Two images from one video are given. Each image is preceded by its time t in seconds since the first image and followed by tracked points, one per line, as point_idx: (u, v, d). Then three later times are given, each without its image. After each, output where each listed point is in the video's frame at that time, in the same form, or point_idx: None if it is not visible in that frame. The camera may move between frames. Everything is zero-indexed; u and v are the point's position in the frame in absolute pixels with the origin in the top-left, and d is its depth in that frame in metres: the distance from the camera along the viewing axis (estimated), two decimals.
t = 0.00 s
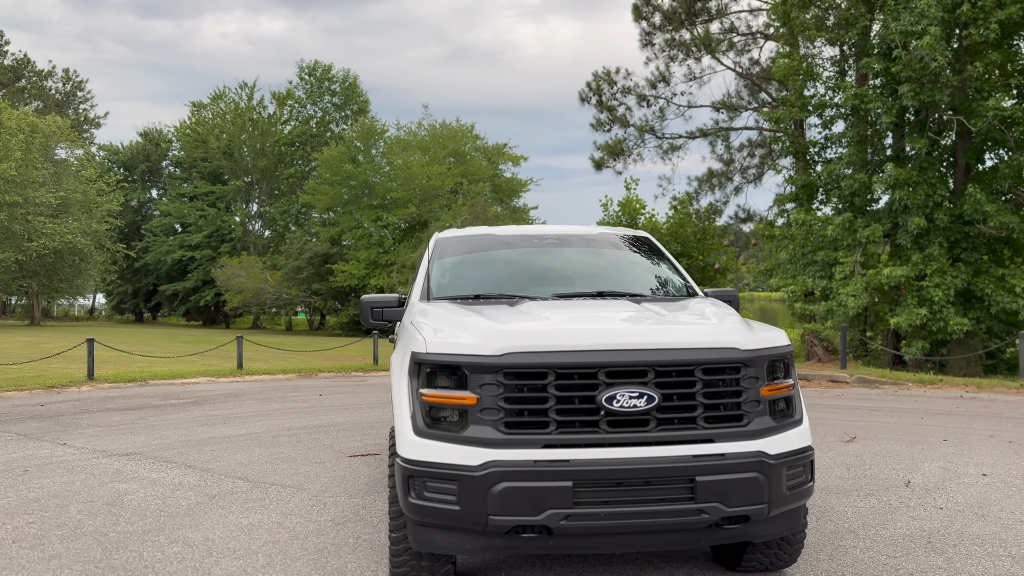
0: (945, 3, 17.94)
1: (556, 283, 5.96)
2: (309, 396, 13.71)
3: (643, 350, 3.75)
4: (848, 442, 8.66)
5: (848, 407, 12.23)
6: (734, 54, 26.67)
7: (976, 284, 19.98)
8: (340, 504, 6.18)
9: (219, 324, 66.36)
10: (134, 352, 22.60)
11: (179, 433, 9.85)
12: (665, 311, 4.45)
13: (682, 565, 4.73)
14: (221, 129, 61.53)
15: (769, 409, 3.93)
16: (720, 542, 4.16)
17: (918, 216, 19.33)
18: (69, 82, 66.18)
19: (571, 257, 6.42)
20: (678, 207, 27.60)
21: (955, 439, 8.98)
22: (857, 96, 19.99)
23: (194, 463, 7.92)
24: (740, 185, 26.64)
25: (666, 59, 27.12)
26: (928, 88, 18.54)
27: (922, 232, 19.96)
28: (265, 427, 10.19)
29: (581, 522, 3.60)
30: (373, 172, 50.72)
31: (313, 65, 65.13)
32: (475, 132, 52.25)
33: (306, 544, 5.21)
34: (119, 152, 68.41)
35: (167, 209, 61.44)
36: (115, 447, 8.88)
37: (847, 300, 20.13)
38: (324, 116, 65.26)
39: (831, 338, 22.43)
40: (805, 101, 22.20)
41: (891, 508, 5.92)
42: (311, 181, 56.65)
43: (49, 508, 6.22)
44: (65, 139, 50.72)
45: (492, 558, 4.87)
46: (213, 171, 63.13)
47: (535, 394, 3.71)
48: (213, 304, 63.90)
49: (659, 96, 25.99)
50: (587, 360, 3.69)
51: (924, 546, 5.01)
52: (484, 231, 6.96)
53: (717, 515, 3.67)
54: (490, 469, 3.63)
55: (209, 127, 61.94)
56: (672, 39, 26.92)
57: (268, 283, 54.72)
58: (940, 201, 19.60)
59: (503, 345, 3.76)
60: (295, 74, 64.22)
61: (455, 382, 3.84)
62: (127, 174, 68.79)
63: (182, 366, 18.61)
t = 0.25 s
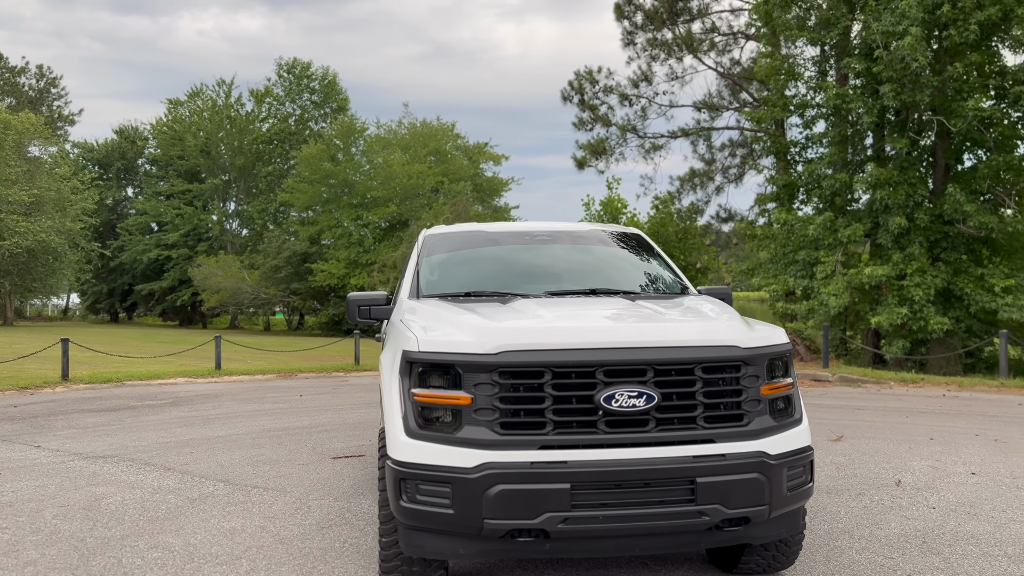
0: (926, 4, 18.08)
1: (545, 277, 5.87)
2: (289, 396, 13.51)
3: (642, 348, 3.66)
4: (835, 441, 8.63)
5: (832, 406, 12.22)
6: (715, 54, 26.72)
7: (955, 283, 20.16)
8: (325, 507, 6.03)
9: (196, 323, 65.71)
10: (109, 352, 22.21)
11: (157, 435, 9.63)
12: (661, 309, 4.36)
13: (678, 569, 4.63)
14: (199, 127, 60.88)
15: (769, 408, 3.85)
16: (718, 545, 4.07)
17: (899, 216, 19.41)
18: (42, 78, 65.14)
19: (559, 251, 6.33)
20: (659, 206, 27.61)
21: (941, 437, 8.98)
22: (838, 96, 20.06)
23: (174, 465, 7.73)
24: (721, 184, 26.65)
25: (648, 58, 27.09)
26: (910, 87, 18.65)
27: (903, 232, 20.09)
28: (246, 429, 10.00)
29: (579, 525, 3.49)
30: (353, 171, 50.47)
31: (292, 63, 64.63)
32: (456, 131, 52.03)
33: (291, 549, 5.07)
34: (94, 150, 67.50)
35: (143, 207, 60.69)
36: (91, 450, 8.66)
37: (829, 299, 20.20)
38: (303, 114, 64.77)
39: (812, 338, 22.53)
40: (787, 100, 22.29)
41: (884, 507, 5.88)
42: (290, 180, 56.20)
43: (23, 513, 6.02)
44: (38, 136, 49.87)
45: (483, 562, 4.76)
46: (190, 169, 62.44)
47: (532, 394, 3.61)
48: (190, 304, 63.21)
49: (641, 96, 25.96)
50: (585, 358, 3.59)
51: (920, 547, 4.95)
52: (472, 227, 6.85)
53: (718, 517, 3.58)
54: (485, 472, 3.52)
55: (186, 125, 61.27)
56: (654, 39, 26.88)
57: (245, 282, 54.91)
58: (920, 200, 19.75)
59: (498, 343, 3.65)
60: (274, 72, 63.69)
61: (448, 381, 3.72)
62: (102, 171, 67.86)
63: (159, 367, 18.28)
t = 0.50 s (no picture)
0: (904, 7, 18.22)
1: (532, 278, 5.78)
2: (269, 398, 13.32)
3: (644, 353, 3.56)
4: (822, 443, 8.62)
5: (814, 406, 12.25)
6: (694, 54, 26.80)
7: (933, 284, 20.36)
8: (311, 514, 5.90)
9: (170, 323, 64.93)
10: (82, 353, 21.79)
11: (134, 438, 9.42)
12: (659, 310, 4.28)
13: None
14: (173, 124, 60.15)
15: (771, 414, 3.77)
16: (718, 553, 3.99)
17: (878, 216, 19.53)
18: (12, 74, 63.97)
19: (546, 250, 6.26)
20: (638, 206, 27.65)
21: (926, 438, 9.00)
22: (818, 97, 20.16)
23: (153, 471, 7.54)
24: (700, 184, 26.66)
25: (628, 58, 27.10)
26: (888, 88, 18.77)
27: (881, 232, 20.25)
28: (226, 432, 9.81)
29: (580, 536, 3.40)
30: (330, 169, 50.17)
31: (268, 60, 64.07)
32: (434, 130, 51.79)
33: (278, 558, 4.93)
34: (66, 147, 66.42)
35: (116, 205, 59.84)
36: (66, 454, 8.43)
37: (808, 299, 20.29)
38: (279, 112, 64.23)
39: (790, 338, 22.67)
40: (766, 101, 22.39)
41: (876, 511, 5.85)
42: (266, 178, 55.70)
43: None
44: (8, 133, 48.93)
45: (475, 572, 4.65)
46: (164, 167, 61.66)
47: (531, 400, 3.51)
48: (163, 304, 62.43)
49: (621, 95, 25.96)
50: (586, 364, 3.49)
51: (916, 551, 4.93)
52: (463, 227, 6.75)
53: (722, 527, 3.50)
54: (484, 481, 3.42)
55: (160, 122, 60.50)
56: (634, 39, 26.87)
57: (221, 281, 54.46)
58: (898, 201, 19.92)
59: (497, 348, 3.54)
60: (250, 69, 63.08)
61: (446, 388, 3.61)
62: (74, 169, 66.81)
63: (133, 368, 17.96)
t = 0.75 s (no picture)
0: (887, 8, 18.34)
1: (523, 274, 5.74)
2: (253, 399, 13.19)
3: (649, 352, 3.53)
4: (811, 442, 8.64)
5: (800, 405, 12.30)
6: (677, 55, 26.88)
7: (914, 283, 20.55)
8: (302, 516, 5.82)
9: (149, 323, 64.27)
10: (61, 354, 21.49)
11: (117, 440, 9.28)
12: (659, 308, 4.26)
13: None
14: (152, 122, 59.56)
15: (775, 413, 3.76)
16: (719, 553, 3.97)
17: (860, 216, 19.66)
18: None
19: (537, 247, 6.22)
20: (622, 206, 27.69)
21: (914, 437, 9.05)
22: (801, 98, 20.25)
23: (138, 472, 7.42)
24: (683, 185, 26.70)
25: (611, 58, 27.11)
26: (871, 89, 18.91)
27: (863, 232, 20.40)
28: (211, 433, 9.69)
29: (586, 537, 3.35)
30: (311, 167, 49.90)
31: (248, 57, 63.63)
32: (416, 129, 51.63)
33: (271, 560, 4.86)
34: (42, 145, 65.54)
35: (94, 204, 59.14)
36: (47, 456, 8.28)
37: (791, 299, 20.39)
38: (259, 110, 63.77)
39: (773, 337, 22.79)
40: (750, 102, 22.49)
41: (870, 509, 5.86)
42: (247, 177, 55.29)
43: None
44: None
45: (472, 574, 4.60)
46: (143, 165, 61.03)
47: (535, 400, 3.46)
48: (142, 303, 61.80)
49: (605, 96, 25.97)
50: (590, 362, 3.45)
51: (912, 549, 4.94)
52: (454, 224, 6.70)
53: (727, 527, 3.47)
54: (487, 482, 3.37)
55: (138, 120, 59.89)
56: (618, 39, 26.89)
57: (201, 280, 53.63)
58: (880, 201, 20.08)
59: (500, 347, 3.49)
60: (230, 66, 62.60)
61: (448, 388, 3.56)
62: (51, 167, 65.97)
63: (114, 368, 17.73)
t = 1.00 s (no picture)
0: (869, 10, 18.49)
1: (519, 269, 5.68)
2: (240, 399, 13.07)
3: (663, 349, 3.53)
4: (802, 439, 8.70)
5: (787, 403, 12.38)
6: (660, 56, 26.99)
7: (895, 283, 20.78)
8: (300, 517, 5.78)
9: (127, 324, 63.56)
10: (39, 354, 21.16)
11: (104, 440, 9.16)
12: (668, 305, 4.26)
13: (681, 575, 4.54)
14: (130, 120, 58.98)
15: (785, 410, 3.77)
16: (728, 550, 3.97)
17: (841, 217, 19.81)
18: None
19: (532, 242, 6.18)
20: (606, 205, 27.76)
21: (902, 434, 9.14)
22: (783, 99, 20.35)
23: (129, 473, 7.32)
24: (666, 185, 26.77)
25: (595, 58, 27.16)
26: (853, 91, 19.08)
27: (845, 232, 20.60)
28: (200, 433, 9.59)
29: (601, 534, 3.35)
30: (292, 166, 49.67)
31: (228, 56, 63.14)
32: (398, 128, 51.62)
33: (272, 561, 4.81)
34: (17, 143, 64.61)
35: (70, 203, 58.39)
36: (33, 458, 8.14)
37: (773, 298, 20.45)
38: (239, 108, 63.28)
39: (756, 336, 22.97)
40: (733, 102, 22.60)
41: (867, 506, 5.92)
42: (227, 175, 54.84)
43: None
44: None
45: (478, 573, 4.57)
46: (120, 164, 60.35)
47: (549, 397, 3.45)
48: (119, 304, 61.09)
49: (589, 96, 25.98)
50: (606, 360, 3.45)
51: (913, 545, 4.98)
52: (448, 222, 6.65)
53: (741, 523, 3.48)
54: (503, 479, 3.36)
55: (116, 119, 59.24)
56: (601, 39, 26.95)
57: (179, 280, 53.22)
58: (862, 202, 20.26)
59: (515, 344, 3.47)
60: (209, 64, 62.08)
61: (461, 385, 3.54)
62: (26, 166, 65.03)
63: (96, 369, 17.49)
